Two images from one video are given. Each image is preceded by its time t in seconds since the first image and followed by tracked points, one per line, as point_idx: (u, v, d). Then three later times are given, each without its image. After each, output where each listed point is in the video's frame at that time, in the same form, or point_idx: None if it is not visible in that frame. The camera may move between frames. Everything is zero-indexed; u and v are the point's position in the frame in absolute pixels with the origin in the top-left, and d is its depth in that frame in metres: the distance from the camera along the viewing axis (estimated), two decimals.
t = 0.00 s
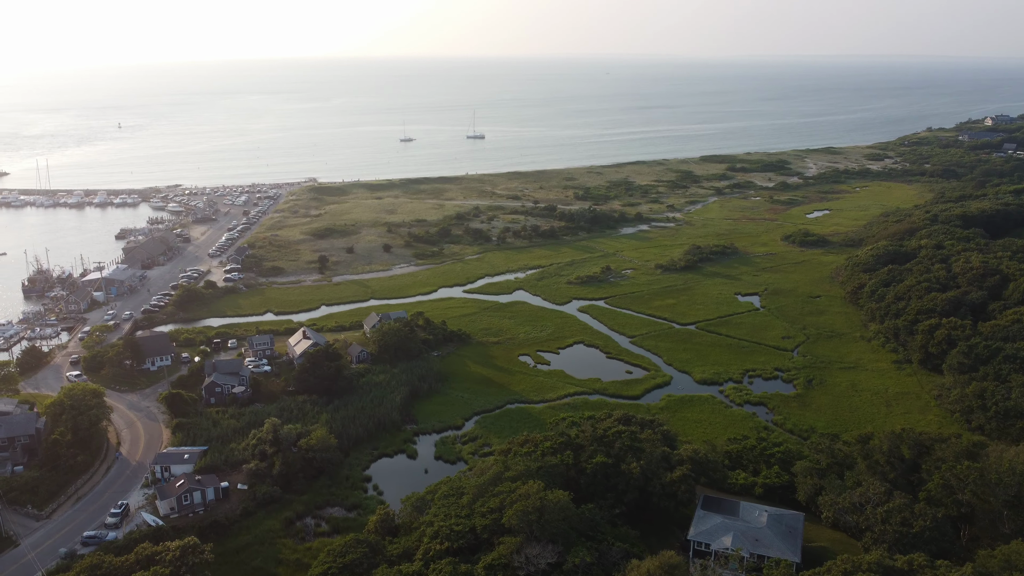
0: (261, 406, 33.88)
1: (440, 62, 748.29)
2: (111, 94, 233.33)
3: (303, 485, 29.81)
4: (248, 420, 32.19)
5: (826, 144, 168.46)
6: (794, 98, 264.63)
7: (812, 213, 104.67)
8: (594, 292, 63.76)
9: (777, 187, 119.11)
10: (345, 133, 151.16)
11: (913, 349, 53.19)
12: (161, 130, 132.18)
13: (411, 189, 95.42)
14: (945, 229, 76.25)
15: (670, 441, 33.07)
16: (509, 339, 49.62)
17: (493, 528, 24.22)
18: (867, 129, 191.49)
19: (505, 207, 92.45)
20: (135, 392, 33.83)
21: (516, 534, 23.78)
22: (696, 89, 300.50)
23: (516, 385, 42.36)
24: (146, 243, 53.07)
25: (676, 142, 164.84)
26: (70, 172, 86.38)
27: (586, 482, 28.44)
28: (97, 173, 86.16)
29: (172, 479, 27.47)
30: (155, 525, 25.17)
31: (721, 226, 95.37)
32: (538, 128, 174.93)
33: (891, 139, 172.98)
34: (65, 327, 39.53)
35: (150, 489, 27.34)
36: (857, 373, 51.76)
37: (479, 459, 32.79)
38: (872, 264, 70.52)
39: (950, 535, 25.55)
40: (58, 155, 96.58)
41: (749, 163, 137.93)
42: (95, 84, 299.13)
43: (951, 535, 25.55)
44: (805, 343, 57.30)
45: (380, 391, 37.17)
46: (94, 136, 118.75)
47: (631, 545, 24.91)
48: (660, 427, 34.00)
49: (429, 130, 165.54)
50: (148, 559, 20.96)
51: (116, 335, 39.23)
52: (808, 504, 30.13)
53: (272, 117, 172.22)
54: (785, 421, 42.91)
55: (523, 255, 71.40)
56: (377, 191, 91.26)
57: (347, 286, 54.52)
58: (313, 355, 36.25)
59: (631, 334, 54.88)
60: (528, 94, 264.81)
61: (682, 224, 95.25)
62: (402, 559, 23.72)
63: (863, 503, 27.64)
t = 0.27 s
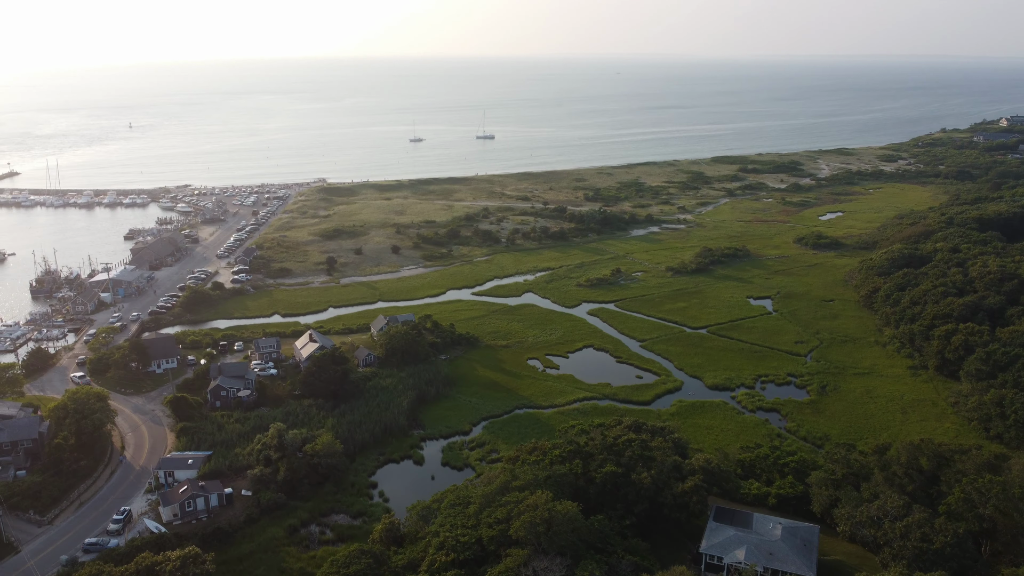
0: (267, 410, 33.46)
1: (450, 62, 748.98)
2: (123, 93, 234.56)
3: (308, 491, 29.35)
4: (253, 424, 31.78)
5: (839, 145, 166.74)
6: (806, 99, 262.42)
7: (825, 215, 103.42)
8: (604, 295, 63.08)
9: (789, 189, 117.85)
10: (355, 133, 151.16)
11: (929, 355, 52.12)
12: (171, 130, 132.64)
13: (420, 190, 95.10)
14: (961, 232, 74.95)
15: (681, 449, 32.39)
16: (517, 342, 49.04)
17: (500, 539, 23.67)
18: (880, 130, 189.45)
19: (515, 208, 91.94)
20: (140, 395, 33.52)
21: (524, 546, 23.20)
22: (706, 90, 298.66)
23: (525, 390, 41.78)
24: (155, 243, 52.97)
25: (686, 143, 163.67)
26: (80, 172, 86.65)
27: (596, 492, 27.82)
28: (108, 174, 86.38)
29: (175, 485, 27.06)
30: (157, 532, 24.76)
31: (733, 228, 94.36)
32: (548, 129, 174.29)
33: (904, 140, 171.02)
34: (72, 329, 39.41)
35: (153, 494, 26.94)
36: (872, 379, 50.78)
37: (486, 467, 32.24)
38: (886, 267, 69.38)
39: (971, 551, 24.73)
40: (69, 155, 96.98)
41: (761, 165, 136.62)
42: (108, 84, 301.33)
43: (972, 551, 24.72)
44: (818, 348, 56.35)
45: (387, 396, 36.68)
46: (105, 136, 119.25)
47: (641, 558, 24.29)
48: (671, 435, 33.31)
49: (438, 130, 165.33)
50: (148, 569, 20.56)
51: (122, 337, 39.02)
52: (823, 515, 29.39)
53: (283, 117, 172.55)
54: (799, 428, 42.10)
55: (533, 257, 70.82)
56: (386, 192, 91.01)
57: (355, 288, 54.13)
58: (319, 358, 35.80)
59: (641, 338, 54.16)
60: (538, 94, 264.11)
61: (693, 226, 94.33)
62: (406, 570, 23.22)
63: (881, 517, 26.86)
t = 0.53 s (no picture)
0: (272, 415, 33.05)
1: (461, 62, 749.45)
2: (136, 93, 235.89)
3: (313, 498, 28.90)
4: (258, 429, 31.41)
5: (852, 145, 164.94)
6: (819, 99, 260.00)
7: (838, 217, 102.11)
8: (614, 297, 62.40)
9: (802, 190, 116.52)
10: (364, 133, 151.13)
11: (946, 360, 51.01)
12: (182, 130, 133.13)
13: (429, 191, 94.74)
14: (978, 235, 73.58)
15: (693, 458, 31.71)
16: (526, 346, 48.47)
17: (507, 551, 23.13)
18: (894, 131, 187.34)
19: (524, 209, 91.35)
20: (145, 398, 33.26)
21: (531, 559, 22.62)
22: (718, 90, 296.67)
23: (534, 395, 41.20)
24: (163, 244, 52.89)
25: (697, 144, 162.41)
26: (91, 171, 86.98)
27: (605, 502, 27.21)
28: (118, 174, 86.61)
29: (178, 491, 26.70)
30: (160, 539, 24.37)
31: (745, 230, 93.30)
32: (558, 129, 173.56)
33: (918, 141, 168.95)
34: (78, 330, 39.28)
35: (156, 501, 26.60)
36: (887, 385, 49.77)
37: (494, 474, 31.71)
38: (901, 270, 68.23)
39: (995, 570, 23.82)
40: (81, 155, 97.45)
41: (773, 166, 135.24)
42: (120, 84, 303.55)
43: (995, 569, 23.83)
44: (832, 353, 55.40)
45: (394, 400, 36.21)
46: (116, 136, 119.74)
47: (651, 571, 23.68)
48: (682, 442, 32.62)
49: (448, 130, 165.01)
50: None
51: (129, 339, 38.83)
52: (839, 528, 28.62)
53: (293, 117, 172.89)
54: (813, 436, 41.27)
55: (542, 259, 70.21)
56: (395, 192, 90.75)
57: (363, 290, 53.76)
58: (325, 362, 35.40)
59: (651, 342, 53.45)
60: (548, 94, 263.33)
61: (705, 228, 93.39)
62: None
63: (899, 531, 26.05)
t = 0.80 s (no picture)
0: (277, 419, 32.66)
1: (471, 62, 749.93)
2: (149, 93, 237.50)
3: (318, 505, 28.45)
4: (263, 434, 31.03)
5: (865, 147, 163.16)
6: (832, 100, 257.60)
7: (851, 219, 100.83)
8: (624, 300, 61.72)
9: (814, 192, 115.22)
10: (374, 133, 151.09)
11: (963, 367, 49.93)
12: (193, 130, 133.64)
13: (438, 192, 94.39)
14: (995, 238, 72.26)
15: (705, 467, 31.03)
16: (535, 350, 47.90)
17: (514, 564, 22.53)
18: (908, 132, 185.19)
19: (534, 210, 90.79)
20: (150, 401, 32.96)
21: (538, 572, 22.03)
22: (729, 90, 294.78)
23: (542, 400, 40.61)
24: (171, 245, 52.76)
25: (709, 144, 161.24)
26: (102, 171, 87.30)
27: (615, 513, 26.59)
28: (128, 174, 86.86)
29: (182, 497, 26.33)
30: (162, 547, 23.99)
31: (757, 232, 92.28)
32: (568, 129, 172.86)
33: (933, 142, 166.85)
34: (85, 331, 39.13)
35: (159, 507, 26.23)
36: (902, 392, 48.79)
37: (501, 482, 31.17)
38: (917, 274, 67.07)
39: None
40: (92, 155, 97.92)
41: (786, 167, 133.85)
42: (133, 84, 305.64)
43: None
44: (846, 358, 54.42)
45: (400, 405, 35.74)
46: (127, 136, 120.32)
47: None
48: (694, 451, 31.93)
49: (458, 131, 164.81)
50: None
51: (135, 341, 38.60)
52: (855, 541, 27.84)
53: (303, 117, 173.27)
54: (827, 444, 40.44)
55: (551, 261, 69.61)
56: (404, 193, 90.46)
57: (371, 292, 53.41)
58: (331, 366, 34.98)
59: (662, 346, 52.71)
60: (558, 95, 262.74)
61: (716, 230, 92.46)
62: None
63: (919, 547, 25.23)
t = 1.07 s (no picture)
0: (283, 424, 32.29)
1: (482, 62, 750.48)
2: (161, 94, 239.14)
3: (322, 512, 27.98)
4: (268, 439, 30.64)
5: (879, 148, 161.29)
6: (845, 101, 255.15)
7: (865, 221, 99.52)
8: (634, 303, 61.02)
9: (827, 193, 113.93)
10: (384, 133, 151.07)
11: (980, 374, 48.85)
12: (204, 130, 134.17)
13: (448, 192, 94.04)
14: (1012, 241, 70.91)
15: (717, 477, 30.32)
16: (544, 354, 47.32)
17: None
18: (922, 132, 182.99)
19: (543, 211, 90.22)
20: (155, 405, 32.69)
21: None
22: (741, 90, 292.72)
23: (551, 405, 40.03)
24: (179, 246, 52.68)
25: (720, 145, 160.00)
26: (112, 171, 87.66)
27: (625, 525, 25.97)
28: (139, 174, 87.14)
29: (185, 504, 25.97)
30: (163, 555, 23.61)
31: (769, 234, 91.23)
32: (578, 130, 172.11)
33: (948, 142, 164.65)
34: (92, 333, 39.02)
35: (162, 513, 25.87)
36: (918, 399, 47.78)
37: (509, 490, 30.62)
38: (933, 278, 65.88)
39: None
40: (103, 155, 98.44)
41: (798, 168, 132.47)
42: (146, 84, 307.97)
43: None
44: (860, 364, 53.44)
45: (407, 410, 35.27)
46: (139, 136, 120.90)
47: None
48: (706, 460, 31.25)
49: (468, 131, 164.48)
50: None
51: (142, 343, 38.44)
52: (872, 555, 27.07)
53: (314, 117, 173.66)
54: (841, 453, 39.59)
55: (561, 263, 69.00)
56: (414, 194, 90.16)
57: (379, 294, 53.05)
58: (337, 370, 34.59)
59: (673, 350, 51.98)
60: (568, 95, 262.08)
61: (727, 232, 91.52)
62: None
63: (939, 564, 24.40)
